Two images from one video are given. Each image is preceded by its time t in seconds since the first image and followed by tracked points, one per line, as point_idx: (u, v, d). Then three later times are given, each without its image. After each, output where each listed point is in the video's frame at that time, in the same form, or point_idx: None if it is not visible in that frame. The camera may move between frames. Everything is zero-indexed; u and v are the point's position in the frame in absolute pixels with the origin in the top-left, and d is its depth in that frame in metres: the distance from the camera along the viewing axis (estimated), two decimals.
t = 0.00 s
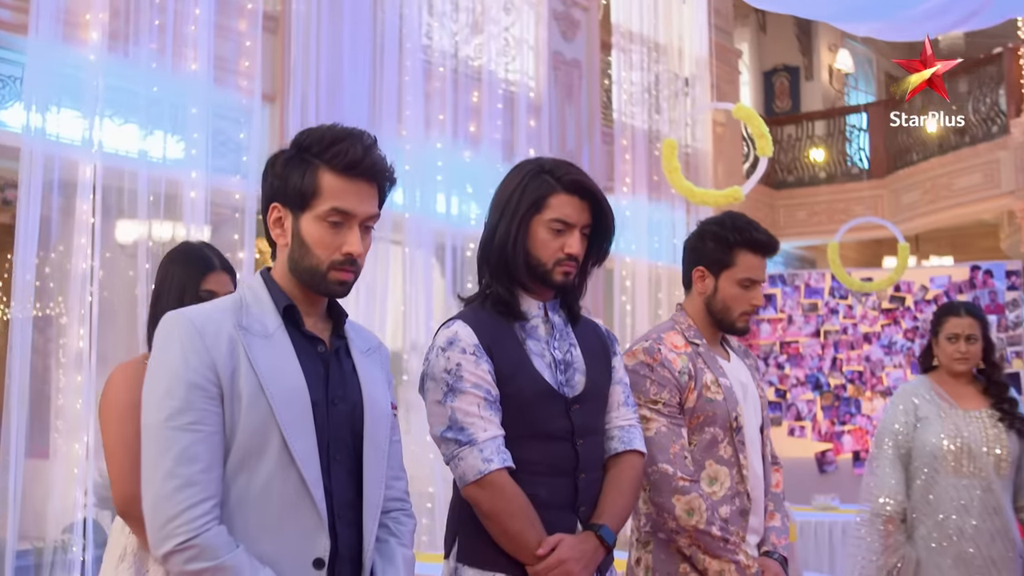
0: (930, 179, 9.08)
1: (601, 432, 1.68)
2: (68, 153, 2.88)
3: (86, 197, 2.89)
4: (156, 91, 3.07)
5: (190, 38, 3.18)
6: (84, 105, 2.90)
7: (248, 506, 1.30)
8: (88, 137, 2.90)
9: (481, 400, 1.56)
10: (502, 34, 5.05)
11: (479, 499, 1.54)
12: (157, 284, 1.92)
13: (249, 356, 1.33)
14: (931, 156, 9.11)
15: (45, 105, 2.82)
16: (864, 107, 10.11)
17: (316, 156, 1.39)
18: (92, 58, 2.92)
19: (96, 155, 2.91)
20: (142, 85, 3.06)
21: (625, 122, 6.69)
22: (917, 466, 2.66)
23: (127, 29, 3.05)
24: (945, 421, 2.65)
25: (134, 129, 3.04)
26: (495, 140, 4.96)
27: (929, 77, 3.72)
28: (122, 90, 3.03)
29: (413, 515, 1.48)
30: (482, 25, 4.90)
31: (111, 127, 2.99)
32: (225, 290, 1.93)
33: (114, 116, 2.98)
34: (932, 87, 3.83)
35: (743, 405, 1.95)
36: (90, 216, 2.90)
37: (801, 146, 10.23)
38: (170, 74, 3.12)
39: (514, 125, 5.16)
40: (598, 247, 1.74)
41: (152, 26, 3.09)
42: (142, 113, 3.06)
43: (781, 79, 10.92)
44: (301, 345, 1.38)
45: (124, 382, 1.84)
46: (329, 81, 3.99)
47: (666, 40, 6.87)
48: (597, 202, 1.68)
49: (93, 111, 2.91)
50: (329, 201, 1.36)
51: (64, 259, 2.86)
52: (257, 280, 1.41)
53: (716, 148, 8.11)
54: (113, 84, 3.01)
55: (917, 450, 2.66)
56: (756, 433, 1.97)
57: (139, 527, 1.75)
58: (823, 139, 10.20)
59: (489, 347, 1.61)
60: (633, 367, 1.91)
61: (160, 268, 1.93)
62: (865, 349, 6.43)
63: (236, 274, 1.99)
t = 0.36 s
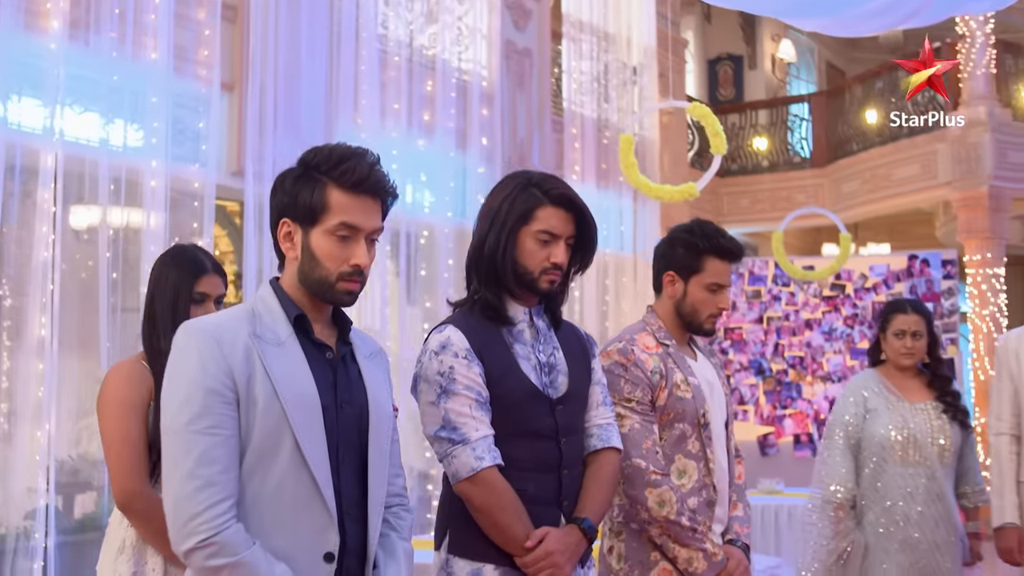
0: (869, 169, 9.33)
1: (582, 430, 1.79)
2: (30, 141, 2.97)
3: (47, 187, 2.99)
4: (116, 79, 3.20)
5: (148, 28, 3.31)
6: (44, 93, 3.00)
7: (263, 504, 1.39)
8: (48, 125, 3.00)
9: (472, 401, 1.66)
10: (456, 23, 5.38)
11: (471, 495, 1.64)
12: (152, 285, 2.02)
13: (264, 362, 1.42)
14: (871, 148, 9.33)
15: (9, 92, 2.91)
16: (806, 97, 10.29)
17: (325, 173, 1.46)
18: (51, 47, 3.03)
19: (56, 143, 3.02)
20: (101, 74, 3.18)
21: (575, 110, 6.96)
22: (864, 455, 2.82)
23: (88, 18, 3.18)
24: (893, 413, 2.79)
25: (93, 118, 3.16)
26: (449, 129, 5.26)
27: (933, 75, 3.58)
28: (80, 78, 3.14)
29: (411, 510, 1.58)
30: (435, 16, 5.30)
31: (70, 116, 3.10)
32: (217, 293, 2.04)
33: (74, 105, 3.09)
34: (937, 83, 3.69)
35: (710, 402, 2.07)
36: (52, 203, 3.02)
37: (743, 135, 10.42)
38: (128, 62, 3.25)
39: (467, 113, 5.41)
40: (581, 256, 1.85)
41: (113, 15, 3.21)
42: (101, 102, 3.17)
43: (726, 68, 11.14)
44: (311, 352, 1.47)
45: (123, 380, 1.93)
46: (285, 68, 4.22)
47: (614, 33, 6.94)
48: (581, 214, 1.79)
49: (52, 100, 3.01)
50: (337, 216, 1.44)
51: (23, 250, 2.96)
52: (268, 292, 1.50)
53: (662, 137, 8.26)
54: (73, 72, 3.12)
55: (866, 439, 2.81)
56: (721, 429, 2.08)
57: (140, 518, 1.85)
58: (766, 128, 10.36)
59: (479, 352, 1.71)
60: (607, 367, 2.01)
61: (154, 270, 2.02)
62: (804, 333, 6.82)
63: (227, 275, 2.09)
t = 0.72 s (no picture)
0: (809, 161, 9.54)
1: (558, 428, 1.91)
2: None
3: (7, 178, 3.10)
4: (75, 71, 3.31)
5: (106, 18, 3.43)
6: (6, 85, 3.11)
7: (270, 502, 1.49)
8: (9, 116, 3.10)
9: (457, 403, 1.77)
10: (404, 16, 5.98)
11: (456, 490, 1.75)
12: (141, 289, 2.10)
13: (272, 369, 1.51)
14: (810, 140, 9.56)
15: None
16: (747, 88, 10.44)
17: (328, 191, 1.56)
18: (10, 39, 3.14)
19: (15, 134, 3.11)
20: (60, 64, 3.30)
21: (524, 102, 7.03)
22: (813, 446, 2.98)
23: (47, 9, 3.29)
24: (840, 405, 2.94)
25: (51, 107, 3.26)
26: (399, 119, 5.94)
27: (932, 73, 5.20)
28: (40, 70, 3.25)
29: (402, 505, 1.68)
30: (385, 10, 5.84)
31: (29, 107, 3.21)
32: (205, 296, 2.12)
33: (33, 97, 3.20)
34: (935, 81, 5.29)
35: (673, 398, 2.19)
36: (10, 194, 3.12)
37: (686, 126, 10.59)
38: (85, 52, 3.37)
39: (418, 103, 6.13)
40: (559, 262, 1.96)
41: (70, 9, 3.33)
42: (59, 93, 3.28)
43: (668, 58, 11.24)
44: (313, 359, 1.57)
45: (115, 380, 2.00)
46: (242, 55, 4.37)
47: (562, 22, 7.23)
48: (558, 225, 1.90)
49: (13, 92, 3.12)
50: (339, 232, 1.54)
51: None
52: (272, 301, 1.59)
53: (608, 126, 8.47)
54: (33, 63, 3.23)
55: (815, 431, 2.97)
56: (683, 425, 2.21)
57: (134, 513, 1.92)
58: (708, 119, 10.55)
59: (463, 355, 1.82)
60: (578, 367, 2.13)
61: (142, 274, 2.10)
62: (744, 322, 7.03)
63: (212, 278, 2.17)
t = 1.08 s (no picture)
0: (749, 152, 9.73)
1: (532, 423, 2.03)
2: None
3: None
4: (33, 61, 3.35)
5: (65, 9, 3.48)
6: None
7: (273, 496, 1.59)
8: None
9: (440, 400, 1.88)
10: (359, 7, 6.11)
11: (439, 482, 1.86)
12: (129, 289, 2.17)
13: (275, 372, 1.61)
14: (751, 132, 9.75)
15: None
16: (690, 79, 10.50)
17: (325, 204, 1.65)
18: None
19: None
20: (18, 55, 3.34)
21: (473, 92, 7.16)
22: (765, 436, 3.21)
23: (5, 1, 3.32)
24: (789, 397, 3.19)
25: (10, 98, 3.30)
26: (354, 109, 6.01)
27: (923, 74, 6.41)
28: None
29: (390, 497, 1.79)
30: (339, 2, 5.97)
31: None
32: (191, 297, 2.20)
33: None
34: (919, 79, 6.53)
35: (637, 394, 2.34)
36: None
37: (630, 116, 10.73)
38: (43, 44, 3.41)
39: (372, 94, 6.23)
40: (534, 267, 2.07)
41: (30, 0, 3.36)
42: (18, 82, 3.32)
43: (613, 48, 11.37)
44: (311, 362, 1.68)
45: (106, 378, 2.07)
46: (198, 48, 4.55)
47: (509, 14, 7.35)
48: (534, 231, 2.02)
49: None
50: (337, 242, 1.63)
51: None
52: (271, 307, 1.69)
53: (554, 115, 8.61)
54: None
55: (766, 421, 3.21)
56: (646, 418, 2.36)
57: (126, 507, 1.99)
58: (652, 109, 10.67)
59: (445, 355, 1.93)
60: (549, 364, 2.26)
61: (130, 275, 2.17)
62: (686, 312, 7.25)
63: (196, 278, 2.25)
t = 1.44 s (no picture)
0: (693, 148, 9.91)
1: (505, 420, 2.15)
2: None
3: None
4: None
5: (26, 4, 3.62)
6: None
7: (272, 492, 1.70)
8: None
9: (421, 400, 2.00)
10: (314, 3, 6.18)
11: (421, 476, 1.98)
12: (116, 291, 2.23)
13: (273, 376, 1.73)
14: (696, 128, 9.93)
15: None
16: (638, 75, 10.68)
17: (321, 218, 1.77)
18: None
19: None
20: None
21: (424, 87, 7.33)
22: (717, 429, 3.38)
23: None
24: (740, 392, 3.36)
25: None
26: (307, 104, 6.10)
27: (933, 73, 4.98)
28: None
29: (376, 491, 1.91)
30: None
31: None
32: (175, 298, 2.26)
33: None
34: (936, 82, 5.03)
35: (600, 392, 2.48)
36: None
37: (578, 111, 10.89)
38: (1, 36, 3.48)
39: (326, 89, 6.31)
40: (508, 272, 2.19)
41: None
42: None
43: (561, 43, 11.44)
44: (306, 366, 1.79)
45: (97, 379, 2.15)
46: (156, 42, 4.86)
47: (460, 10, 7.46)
48: (508, 240, 2.14)
49: None
50: (332, 253, 1.75)
51: None
52: (268, 314, 1.79)
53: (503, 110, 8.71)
54: None
55: (718, 416, 3.37)
56: (608, 415, 2.50)
57: (119, 503, 2.09)
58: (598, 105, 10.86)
59: (426, 357, 2.04)
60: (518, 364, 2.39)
61: (115, 278, 2.24)
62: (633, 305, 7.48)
63: (179, 280, 2.31)
